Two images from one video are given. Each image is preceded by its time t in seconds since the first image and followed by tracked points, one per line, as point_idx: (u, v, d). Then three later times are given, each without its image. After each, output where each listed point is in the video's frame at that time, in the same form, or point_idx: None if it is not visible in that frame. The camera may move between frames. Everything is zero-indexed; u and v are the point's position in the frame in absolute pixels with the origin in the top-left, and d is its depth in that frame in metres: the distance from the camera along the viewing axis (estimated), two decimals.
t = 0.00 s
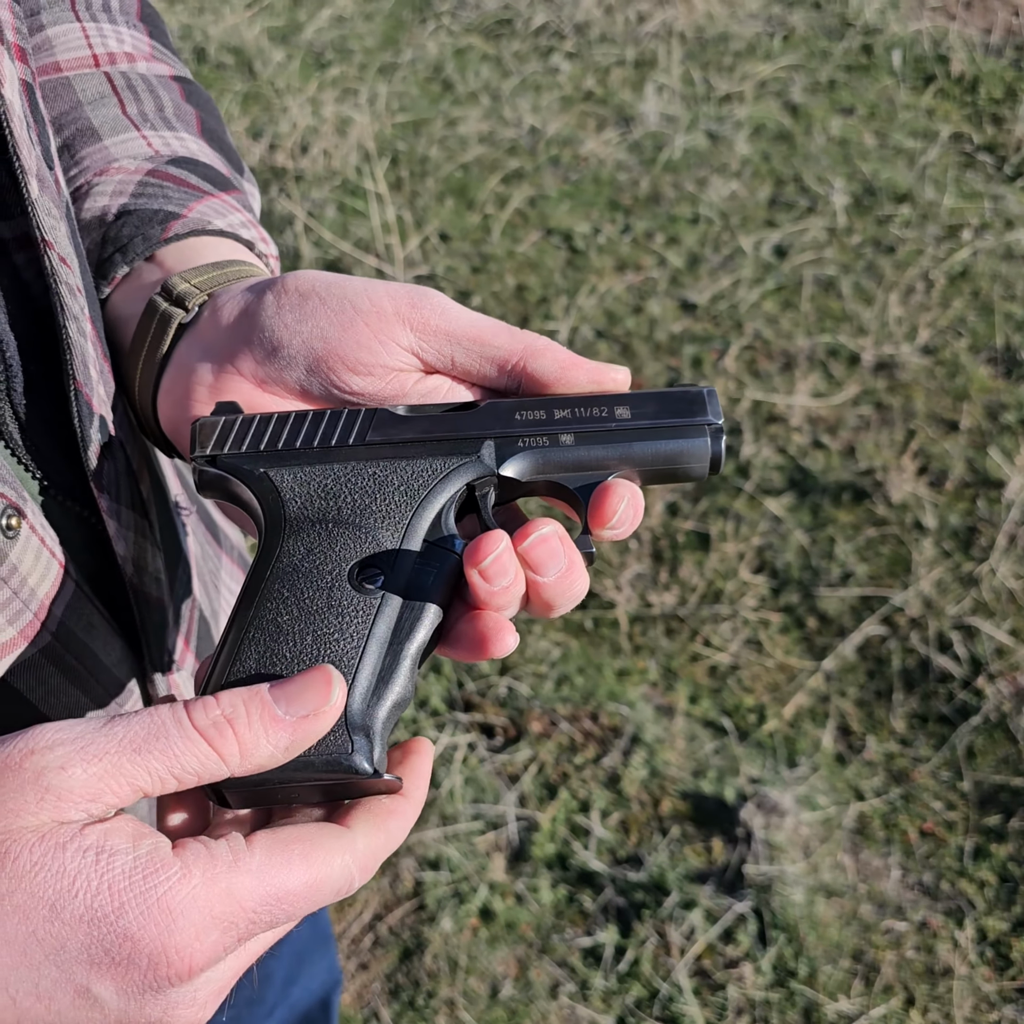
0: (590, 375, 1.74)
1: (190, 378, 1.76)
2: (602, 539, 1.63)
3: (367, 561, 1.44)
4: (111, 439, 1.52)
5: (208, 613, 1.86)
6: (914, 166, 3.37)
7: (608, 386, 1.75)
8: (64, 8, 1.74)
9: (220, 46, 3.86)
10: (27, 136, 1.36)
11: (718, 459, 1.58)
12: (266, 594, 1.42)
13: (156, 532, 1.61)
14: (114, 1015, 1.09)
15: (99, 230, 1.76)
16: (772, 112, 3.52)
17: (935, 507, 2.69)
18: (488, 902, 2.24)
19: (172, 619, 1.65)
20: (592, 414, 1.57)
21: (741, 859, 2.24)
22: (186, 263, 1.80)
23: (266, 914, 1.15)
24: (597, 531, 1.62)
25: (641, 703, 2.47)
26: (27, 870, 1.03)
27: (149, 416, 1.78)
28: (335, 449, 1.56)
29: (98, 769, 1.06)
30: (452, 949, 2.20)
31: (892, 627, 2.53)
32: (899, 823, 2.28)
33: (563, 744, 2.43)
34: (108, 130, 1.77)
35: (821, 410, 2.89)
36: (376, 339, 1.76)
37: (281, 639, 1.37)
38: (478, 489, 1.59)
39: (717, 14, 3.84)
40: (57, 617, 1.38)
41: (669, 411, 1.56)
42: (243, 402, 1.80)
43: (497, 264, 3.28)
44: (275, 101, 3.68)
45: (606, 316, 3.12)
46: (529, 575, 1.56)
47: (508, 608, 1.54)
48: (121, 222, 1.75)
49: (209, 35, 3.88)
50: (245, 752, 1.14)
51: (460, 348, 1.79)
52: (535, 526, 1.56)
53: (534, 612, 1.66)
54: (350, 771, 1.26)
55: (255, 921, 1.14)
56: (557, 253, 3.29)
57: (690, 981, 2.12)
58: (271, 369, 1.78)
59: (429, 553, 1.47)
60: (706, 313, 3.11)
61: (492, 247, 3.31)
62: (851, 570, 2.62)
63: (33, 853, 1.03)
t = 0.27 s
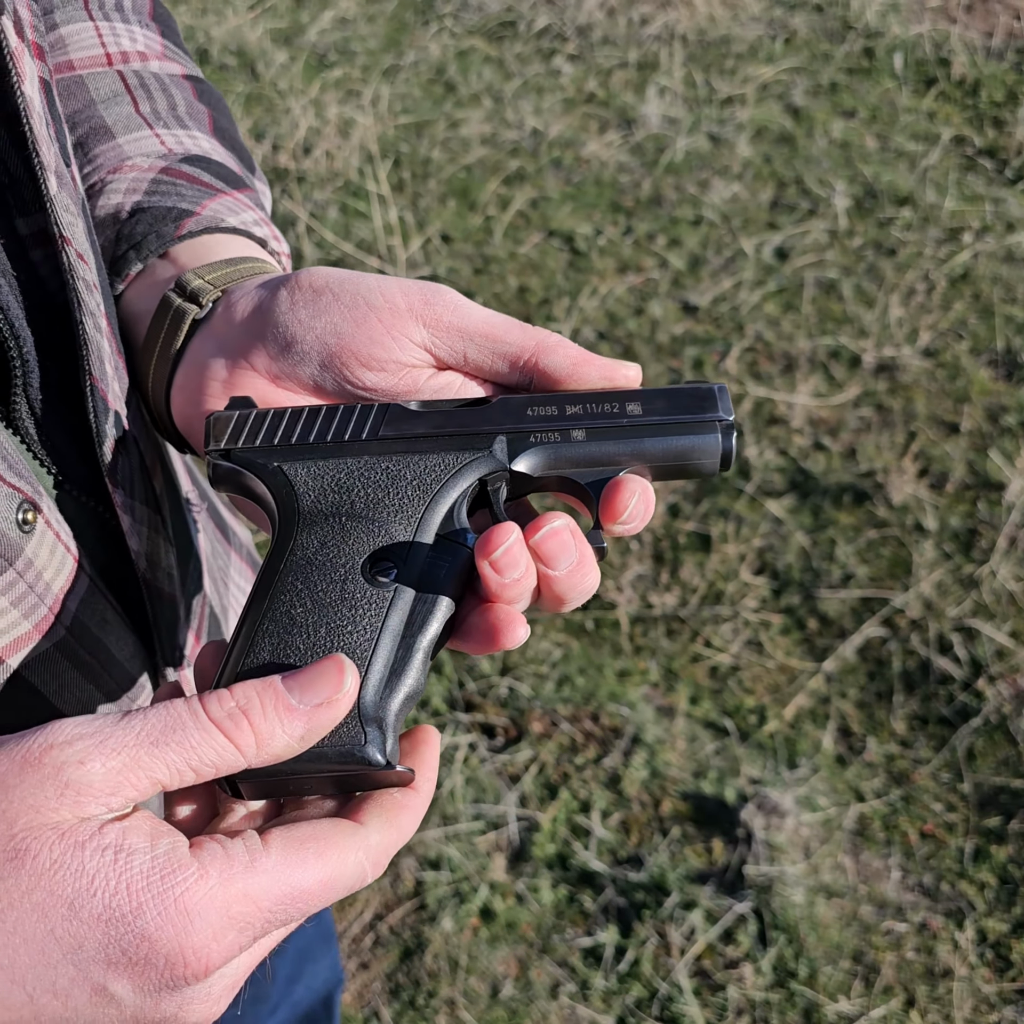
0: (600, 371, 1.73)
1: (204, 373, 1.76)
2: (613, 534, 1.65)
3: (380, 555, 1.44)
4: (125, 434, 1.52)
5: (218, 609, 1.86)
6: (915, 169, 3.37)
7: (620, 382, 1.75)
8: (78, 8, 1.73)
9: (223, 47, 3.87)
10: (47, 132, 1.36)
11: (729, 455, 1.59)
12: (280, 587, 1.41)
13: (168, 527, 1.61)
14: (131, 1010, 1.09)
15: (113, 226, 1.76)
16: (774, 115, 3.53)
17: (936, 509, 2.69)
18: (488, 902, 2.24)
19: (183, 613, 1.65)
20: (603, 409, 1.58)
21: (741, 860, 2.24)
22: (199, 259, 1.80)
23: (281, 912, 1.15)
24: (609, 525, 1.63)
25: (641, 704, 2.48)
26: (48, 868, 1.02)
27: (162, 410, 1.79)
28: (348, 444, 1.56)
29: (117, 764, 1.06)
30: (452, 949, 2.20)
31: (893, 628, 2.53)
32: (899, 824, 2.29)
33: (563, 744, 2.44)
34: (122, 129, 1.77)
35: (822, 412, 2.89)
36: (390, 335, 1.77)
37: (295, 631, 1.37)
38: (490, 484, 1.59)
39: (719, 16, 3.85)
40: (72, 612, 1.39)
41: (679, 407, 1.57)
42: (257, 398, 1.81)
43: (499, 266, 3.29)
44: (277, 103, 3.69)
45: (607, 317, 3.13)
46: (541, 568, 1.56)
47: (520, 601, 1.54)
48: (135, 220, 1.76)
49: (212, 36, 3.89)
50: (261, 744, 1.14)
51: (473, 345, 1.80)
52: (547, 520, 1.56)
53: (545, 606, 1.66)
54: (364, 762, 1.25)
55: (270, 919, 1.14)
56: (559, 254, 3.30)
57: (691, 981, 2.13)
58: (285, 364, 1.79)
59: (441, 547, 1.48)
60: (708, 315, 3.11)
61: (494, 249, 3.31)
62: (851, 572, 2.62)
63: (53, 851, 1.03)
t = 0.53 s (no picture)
0: (616, 369, 1.76)
1: (224, 371, 1.77)
2: (629, 531, 1.65)
3: (399, 550, 1.45)
4: (145, 430, 1.52)
5: (232, 606, 1.86)
6: (915, 172, 3.38)
7: (636, 381, 1.78)
8: (97, 9, 1.75)
9: (225, 50, 3.88)
10: (72, 129, 1.38)
11: (744, 454, 1.60)
12: (301, 581, 1.43)
13: (186, 522, 1.62)
14: (154, 999, 1.09)
15: (132, 225, 1.75)
16: (775, 119, 3.54)
17: (935, 512, 2.70)
18: (489, 902, 2.25)
19: (199, 608, 1.66)
20: (620, 409, 1.59)
21: (741, 861, 2.25)
22: (219, 259, 1.80)
23: (303, 902, 1.16)
24: (625, 524, 1.64)
25: (642, 705, 2.49)
26: (76, 857, 1.03)
27: (181, 406, 1.79)
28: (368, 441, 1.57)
29: (143, 754, 1.07)
30: (452, 949, 2.21)
31: (892, 630, 2.54)
32: (898, 825, 2.29)
33: (564, 745, 2.44)
34: (141, 129, 1.77)
35: (822, 415, 2.91)
36: (410, 333, 1.77)
37: (316, 626, 1.39)
38: (507, 481, 1.60)
39: (721, 20, 3.86)
40: (92, 605, 1.39)
41: (696, 406, 1.58)
42: (277, 395, 1.81)
43: (500, 269, 3.30)
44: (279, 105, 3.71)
45: (608, 319, 3.14)
46: (558, 564, 1.57)
47: (537, 596, 1.54)
48: (155, 218, 1.74)
49: (214, 39, 3.90)
50: (283, 736, 1.15)
51: (491, 343, 1.81)
52: (564, 518, 1.57)
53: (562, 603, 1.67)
54: (383, 755, 1.28)
55: (291, 909, 1.15)
56: (560, 257, 3.31)
57: (690, 981, 2.13)
58: (305, 361, 1.79)
59: (459, 544, 1.49)
60: (708, 318, 3.12)
61: (495, 251, 3.33)
62: (851, 574, 2.63)
63: (82, 840, 1.03)
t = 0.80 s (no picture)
0: (634, 364, 1.77)
1: (243, 367, 1.77)
2: (649, 522, 1.69)
3: (420, 545, 1.46)
4: (165, 426, 1.52)
5: (248, 603, 1.84)
6: (916, 175, 3.38)
7: (654, 376, 1.78)
8: (111, 9, 1.75)
9: (227, 51, 3.88)
10: (93, 127, 1.39)
11: (764, 448, 1.60)
12: (323, 575, 1.43)
13: (205, 518, 1.61)
14: (180, 990, 1.08)
15: (150, 223, 1.75)
16: (776, 121, 3.55)
17: (936, 514, 2.70)
18: (490, 903, 2.25)
19: (217, 604, 1.65)
20: (639, 403, 1.60)
21: (742, 862, 2.25)
22: (237, 256, 1.80)
23: (329, 895, 1.15)
24: (644, 515, 1.67)
25: (643, 707, 2.49)
26: (103, 847, 1.03)
27: (201, 402, 1.80)
28: (388, 436, 1.57)
29: (170, 745, 1.07)
30: (454, 950, 2.21)
31: (893, 632, 2.54)
32: (900, 827, 2.29)
33: (565, 746, 2.45)
34: (157, 128, 1.77)
35: (823, 416, 2.91)
36: (429, 330, 1.78)
37: (339, 619, 1.39)
38: (528, 476, 1.61)
39: (722, 23, 3.86)
40: (112, 602, 1.39)
41: (716, 400, 1.58)
42: (297, 391, 1.81)
43: (501, 270, 3.30)
44: (281, 107, 3.71)
45: (609, 321, 3.15)
46: (578, 557, 1.57)
47: (558, 590, 1.54)
48: (173, 216, 1.74)
49: (216, 41, 3.91)
50: (308, 729, 1.15)
51: (510, 339, 1.82)
52: (585, 509, 1.57)
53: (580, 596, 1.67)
54: (408, 748, 1.27)
55: (318, 902, 1.14)
56: (562, 259, 3.31)
57: (691, 982, 2.13)
58: (324, 357, 1.79)
59: (480, 537, 1.48)
60: (709, 320, 3.13)
61: (497, 253, 3.33)
62: (852, 576, 2.63)
63: (109, 831, 1.03)
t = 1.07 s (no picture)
0: (637, 375, 1.74)
1: (247, 376, 1.77)
2: (651, 534, 1.65)
3: (423, 553, 1.46)
4: (171, 431, 1.52)
5: (251, 606, 1.84)
6: (916, 178, 3.39)
7: (657, 386, 1.76)
8: (118, 14, 1.75)
9: (227, 53, 3.89)
10: (103, 134, 1.40)
11: (765, 459, 1.60)
12: (326, 585, 1.43)
13: (210, 522, 1.60)
14: (193, 1009, 1.10)
15: (156, 229, 1.75)
16: (775, 124, 3.55)
17: (935, 516, 2.71)
18: (489, 905, 2.25)
19: (222, 608, 1.64)
20: (640, 413, 1.59)
21: (741, 864, 2.25)
22: (241, 265, 1.80)
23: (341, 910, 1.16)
24: (646, 526, 1.64)
25: (642, 709, 2.49)
26: (119, 875, 1.04)
27: (205, 409, 1.81)
28: (391, 446, 1.58)
29: (184, 773, 1.08)
30: (452, 951, 2.21)
31: (892, 635, 2.54)
32: (898, 829, 2.30)
33: (564, 748, 2.45)
34: (162, 133, 1.77)
35: (822, 419, 2.91)
36: (432, 339, 1.78)
37: (342, 627, 1.39)
38: (529, 485, 1.60)
39: (722, 26, 3.87)
40: (119, 605, 1.40)
41: (717, 410, 1.58)
42: (301, 399, 1.82)
43: (501, 273, 3.30)
44: (281, 110, 3.72)
45: (609, 324, 3.15)
46: (580, 566, 1.57)
47: (560, 598, 1.56)
48: (178, 223, 1.75)
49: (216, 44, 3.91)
50: (318, 750, 1.15)
51: (513, 349, 1.82)
52: (587, 519, 1.58)
53: (582, 606, 1.68)
54: (410, 755, 1.27)
55: (330, 919, 1.16)
56: (561, 261, 3.32)
57: (690, 984, 2.13)
58: (328, 366, 1.80)
59: (482, 546, 1.49)
60: (709, 323, 3.13)
61: (496, 256, 3.34)
62: (851, 579, 2.64)
63: (124, 858, 1.04)
